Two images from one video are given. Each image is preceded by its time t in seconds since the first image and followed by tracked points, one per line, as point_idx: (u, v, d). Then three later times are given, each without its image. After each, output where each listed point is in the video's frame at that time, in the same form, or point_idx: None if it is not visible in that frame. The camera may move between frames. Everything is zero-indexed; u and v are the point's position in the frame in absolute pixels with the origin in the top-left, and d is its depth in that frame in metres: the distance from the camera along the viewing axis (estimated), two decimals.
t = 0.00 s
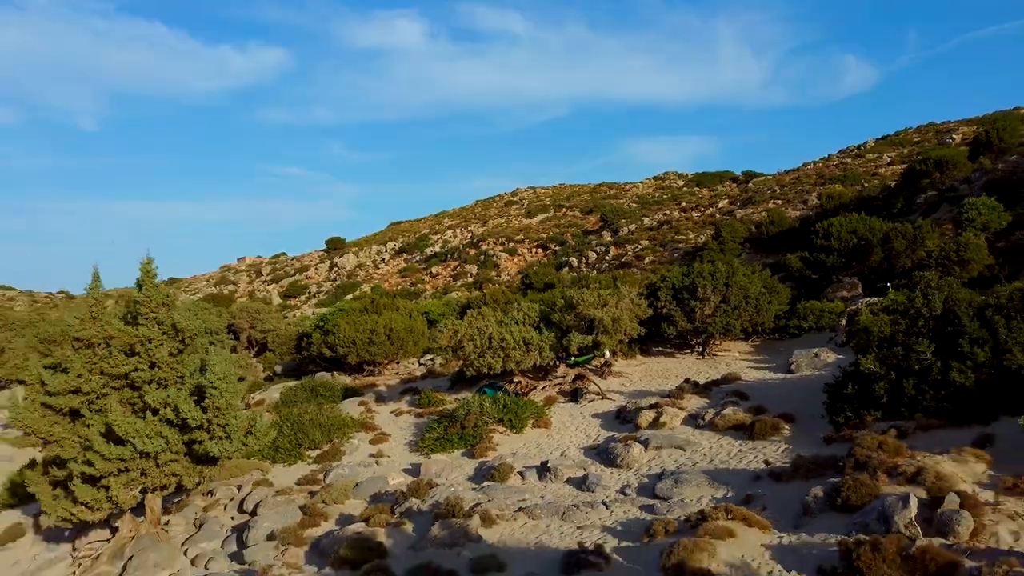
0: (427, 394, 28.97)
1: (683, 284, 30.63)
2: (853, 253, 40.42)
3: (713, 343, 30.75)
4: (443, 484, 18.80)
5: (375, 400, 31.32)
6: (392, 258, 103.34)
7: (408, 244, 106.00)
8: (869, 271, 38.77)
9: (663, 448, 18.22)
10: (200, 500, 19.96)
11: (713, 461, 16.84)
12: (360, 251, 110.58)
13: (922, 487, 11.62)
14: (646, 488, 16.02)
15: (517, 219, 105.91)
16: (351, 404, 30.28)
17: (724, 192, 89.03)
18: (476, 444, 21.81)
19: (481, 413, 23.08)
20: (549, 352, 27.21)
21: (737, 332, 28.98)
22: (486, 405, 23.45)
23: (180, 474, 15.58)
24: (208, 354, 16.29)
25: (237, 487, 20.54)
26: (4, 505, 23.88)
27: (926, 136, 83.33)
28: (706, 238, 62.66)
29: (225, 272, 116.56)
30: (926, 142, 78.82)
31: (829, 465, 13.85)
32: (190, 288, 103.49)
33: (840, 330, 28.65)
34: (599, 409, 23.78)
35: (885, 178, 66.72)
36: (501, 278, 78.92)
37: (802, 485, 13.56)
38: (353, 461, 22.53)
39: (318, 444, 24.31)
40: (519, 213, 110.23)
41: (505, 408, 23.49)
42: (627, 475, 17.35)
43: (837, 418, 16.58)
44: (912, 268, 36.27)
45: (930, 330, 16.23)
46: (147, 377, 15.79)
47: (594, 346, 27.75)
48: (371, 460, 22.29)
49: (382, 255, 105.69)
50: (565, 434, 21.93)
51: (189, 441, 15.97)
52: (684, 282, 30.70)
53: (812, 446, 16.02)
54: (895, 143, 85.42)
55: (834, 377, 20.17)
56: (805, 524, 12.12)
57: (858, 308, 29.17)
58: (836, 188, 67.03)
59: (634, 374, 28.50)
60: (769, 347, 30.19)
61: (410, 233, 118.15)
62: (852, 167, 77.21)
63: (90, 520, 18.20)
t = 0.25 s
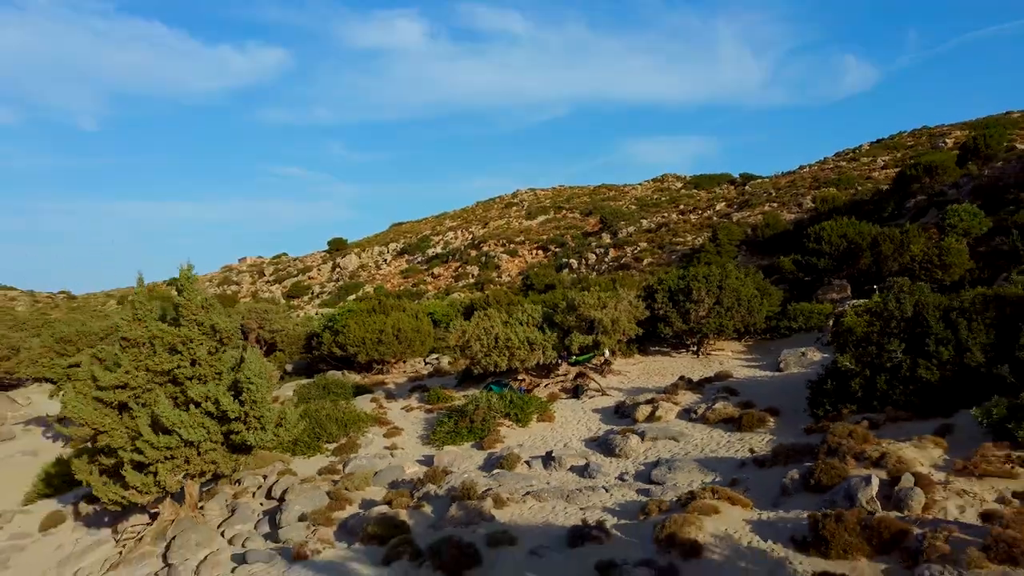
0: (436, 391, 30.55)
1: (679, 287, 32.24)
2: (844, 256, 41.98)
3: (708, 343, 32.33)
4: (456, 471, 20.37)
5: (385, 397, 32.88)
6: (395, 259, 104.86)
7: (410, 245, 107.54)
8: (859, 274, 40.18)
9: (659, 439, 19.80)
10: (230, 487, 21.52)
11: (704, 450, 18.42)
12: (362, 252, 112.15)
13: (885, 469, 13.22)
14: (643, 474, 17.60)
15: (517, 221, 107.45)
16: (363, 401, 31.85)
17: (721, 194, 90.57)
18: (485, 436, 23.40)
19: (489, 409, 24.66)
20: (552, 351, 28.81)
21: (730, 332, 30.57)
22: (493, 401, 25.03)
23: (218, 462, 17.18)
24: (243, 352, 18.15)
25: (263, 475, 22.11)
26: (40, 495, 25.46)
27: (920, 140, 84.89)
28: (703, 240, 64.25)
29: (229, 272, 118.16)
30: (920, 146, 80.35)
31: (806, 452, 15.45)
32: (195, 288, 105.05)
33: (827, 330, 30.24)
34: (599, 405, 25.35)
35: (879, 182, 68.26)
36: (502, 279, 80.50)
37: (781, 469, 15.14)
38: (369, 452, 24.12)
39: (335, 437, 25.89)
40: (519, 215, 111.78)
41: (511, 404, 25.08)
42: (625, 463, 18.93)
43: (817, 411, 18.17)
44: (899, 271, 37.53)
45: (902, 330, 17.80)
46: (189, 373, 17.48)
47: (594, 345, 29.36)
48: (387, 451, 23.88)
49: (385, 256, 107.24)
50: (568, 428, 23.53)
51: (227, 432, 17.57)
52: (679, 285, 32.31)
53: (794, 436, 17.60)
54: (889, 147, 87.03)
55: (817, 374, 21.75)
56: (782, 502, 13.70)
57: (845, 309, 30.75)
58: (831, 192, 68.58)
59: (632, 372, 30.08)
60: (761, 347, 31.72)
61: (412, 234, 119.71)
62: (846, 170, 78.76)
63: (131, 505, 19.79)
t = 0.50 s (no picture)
0: (445, 388, 32.40)
1: (674, 288, 34.09)
2: (833, 259, 43.84)
3: (702, 342, 34.18)
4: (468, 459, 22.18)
5: (396, 393, 34.71)
6: (397, 259, 106.72)
7: (412, 246, 109.35)
8: (847, 276, 41.90)
9: (654, 429, 21.60)
10: (258, 473, 23.32)
11: (694, 439, 20.24)
12: (366, 252, 114.02)
13: (850, 452, 15.05)
14: (639, 460, 19.40)
15: (518, 222, 109.35)
16: (376, 396, 33.69)
17: (718, 197, 92.44)
18: (493, 428, 25.24)
19: (497, 403, 26.51)
20: (554, 348, 30.61)
21: (722, 331, 32.39)
22: (501, 397, 26.89)
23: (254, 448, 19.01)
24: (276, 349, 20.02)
25: (288, 462, 23.92)
26: (77, 483, 27.29)
27: (912, 144, 86.75)
28: (700, 242, 66.09)
29: (234, 272, 120.09)
30: (913, 150, 82.21)
31: (785, 438, 17.27)
32: (202, 287, 106.96)
33: (814, 330, 32.09)
34: (599, 400, 27.17)
35: (871, 186, 70.13)
36: (503, 280, 82.31)
37: (762, 454, 16.96)
38: (385, 443, 25.96)
39: (352, 430, 27.72)
40: (520, 216, 113.65)
41: (517, 399, 26.92)
42: (623, 451, 20.75)
43: (798, 403, 19.99)
44: (885, 273, 39.23)
45: (874, 330, 19.64)
46: (228, 369, 19.31)
47: (595, 344, 31.21)
48: (402, 442, 25.71)
49: (387, 256, 109.11)
50: (570, 420, 25.37)
51: (262, 421, 19.40)
52: (675, 286, 34.17)
53: (776, 425, 19.41)
54: (883, 151, 88.88)
55: (800, 370, 23.60)
56: (762, 481, 15.51)
57: (831, 310, 32.60)
58: (824, 195, 70.43)
59: (630, 369, 31.92)
60: (752, 345, 33.53)
61: (414, 234, 121.60)
62: (840, 174, 80.62)
63: (171, 490, 21.62)
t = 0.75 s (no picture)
0: (453, 384, 34.38)
1: (669, 290, 36.08)
2: (822, 262, 45.83)
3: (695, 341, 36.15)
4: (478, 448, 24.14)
5: (406, 390, 36.66)
6: (399, 260, 108.64)
7: (414, 247, 111.25)
8: (835, 278, 43.86)
9: (648, 421, 23.57)
10: (283, 462, 25.28)
11: (685, 429, 22.21)
12: (368, 253, 115.93)
13: (819, 438, 17.04)
14: (634, 448, 21.37)
15: (518, 224, 111.30)
16: (387, 393, 35.64)
17: (715, 200, 94.38)
18: (500, 421, 27.21)
19: (503, 399, 28.48)
20: (556, 347, 32.64)
21: (713, 331, 34.41)
22: (507, 393, 28.86)
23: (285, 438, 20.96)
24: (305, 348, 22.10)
25: (311, 452, 25.88)
26: (111, 473, 29.23)
27: (905, 149, 88.70)
28: (696, 245, 68.06)
29: (239, 272, 122.01)
30: (905, 155, 84.17)
31: (764, 428, 19.25)
32: (207, 288, 108.85)
33: (800, 330, 34.07)
34: (597, 395, 29.15)
35: (862, 190, 72.10)
36: (504, 281, 84.22)
37: (744, 441, 18.94)
38: (399, 434, 27.92)
39: (367, 423, 29.67)
40: (520, 218, 115.60)
41: (522, 394, 28.90)
42: (620, 440, 22.72)
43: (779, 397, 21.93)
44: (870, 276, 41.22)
45: (847, 330, 21.61)
46: (261, 366, 21.30)
47: (594, 343, 33.20)
48: (415, 434, 27.67)
49: (389, 257, 111.03)
50: (571, 413, 27.35)
51: (292, 413, 21.36)
52: (670, 288, 36.16)
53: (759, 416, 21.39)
54: (876, 155, 90.84)
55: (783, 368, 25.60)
56: (742, 465, 17.49)
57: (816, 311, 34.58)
58: (817, 199, 72.40)
59: (627, 367, 33.88)
60: (742, 344, 35.50)
61: (416, 236, 123.51)
62: (833, 178, 82.59)
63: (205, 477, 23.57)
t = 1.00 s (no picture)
0: (460, 382, 36.38)
1: (664, 292, 38.11)
2: (811, 266, 47.85)
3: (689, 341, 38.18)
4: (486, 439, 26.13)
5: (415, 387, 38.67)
6: (401, 261, 110.60)
7: (417, 248, 113.25)
8: (823, 280, 45.87)
9: (643, 414, 25.59)
10: (305, 452, 27.26)
11: (676, 421, 24.23)
12: (371, 254, 117.91)
13: (795, 428, 19.05)
14: (630, 438, 23.38)
15: (518, 225, 113.31)
16: (397, 389, 37.65)
17: (711, 202, 96.41)
18: (505, 415, 29.23)
19: (509, 395, 30.50)
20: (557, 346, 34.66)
21: (706, 331, 36.42)
22: (512, 389, 30.88)
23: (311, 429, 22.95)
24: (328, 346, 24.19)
25: (330, 443, 27.87)
26: (140, 463, 31.21)
27: (897, 153, 90.70)
28: (692, 248, 70.08)
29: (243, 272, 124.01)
30: (897, 159, 86.19)
31: (747, 420, 21.28)
32: (212, 288, 110.84)
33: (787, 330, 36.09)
34: (596, 391, 31.17)
35: (854, 195, 74.12)
36: (505, 282, 86.21)
37: (728, 431, 20.96)
38: (411, 428, 29.92)
39: (380, 417, 31.65)
40: (521, 220, 117.60)
41: (526, 390, 30.92)
42: (617, 431, 24.73)
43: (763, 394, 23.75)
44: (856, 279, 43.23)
45: (825, 331, 23.39)
46: (290, 363, 23.34)
47: (593, 343, 35.22)
48: (426, 427, 29.67)
49: (392, 258, 113.02)
50: (572, 408, 29.36)
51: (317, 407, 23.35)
52: (665, 291, 38.18)
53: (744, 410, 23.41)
54: (869, 159, 92.87)
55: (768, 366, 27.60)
56: (726, 452, 19.50)
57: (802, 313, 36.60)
58: (810, 203, 74.44)
59: (624, 365, 35.88)
60: (733, 344, 37.48)
61: (417, 237, 125.49)
62: (827, 182, 84.62)
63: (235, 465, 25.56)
